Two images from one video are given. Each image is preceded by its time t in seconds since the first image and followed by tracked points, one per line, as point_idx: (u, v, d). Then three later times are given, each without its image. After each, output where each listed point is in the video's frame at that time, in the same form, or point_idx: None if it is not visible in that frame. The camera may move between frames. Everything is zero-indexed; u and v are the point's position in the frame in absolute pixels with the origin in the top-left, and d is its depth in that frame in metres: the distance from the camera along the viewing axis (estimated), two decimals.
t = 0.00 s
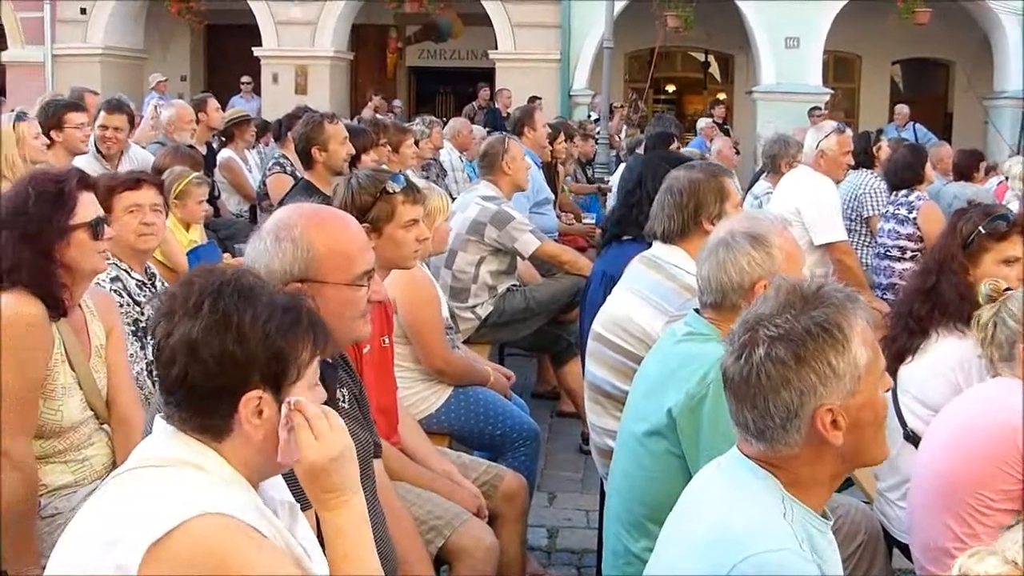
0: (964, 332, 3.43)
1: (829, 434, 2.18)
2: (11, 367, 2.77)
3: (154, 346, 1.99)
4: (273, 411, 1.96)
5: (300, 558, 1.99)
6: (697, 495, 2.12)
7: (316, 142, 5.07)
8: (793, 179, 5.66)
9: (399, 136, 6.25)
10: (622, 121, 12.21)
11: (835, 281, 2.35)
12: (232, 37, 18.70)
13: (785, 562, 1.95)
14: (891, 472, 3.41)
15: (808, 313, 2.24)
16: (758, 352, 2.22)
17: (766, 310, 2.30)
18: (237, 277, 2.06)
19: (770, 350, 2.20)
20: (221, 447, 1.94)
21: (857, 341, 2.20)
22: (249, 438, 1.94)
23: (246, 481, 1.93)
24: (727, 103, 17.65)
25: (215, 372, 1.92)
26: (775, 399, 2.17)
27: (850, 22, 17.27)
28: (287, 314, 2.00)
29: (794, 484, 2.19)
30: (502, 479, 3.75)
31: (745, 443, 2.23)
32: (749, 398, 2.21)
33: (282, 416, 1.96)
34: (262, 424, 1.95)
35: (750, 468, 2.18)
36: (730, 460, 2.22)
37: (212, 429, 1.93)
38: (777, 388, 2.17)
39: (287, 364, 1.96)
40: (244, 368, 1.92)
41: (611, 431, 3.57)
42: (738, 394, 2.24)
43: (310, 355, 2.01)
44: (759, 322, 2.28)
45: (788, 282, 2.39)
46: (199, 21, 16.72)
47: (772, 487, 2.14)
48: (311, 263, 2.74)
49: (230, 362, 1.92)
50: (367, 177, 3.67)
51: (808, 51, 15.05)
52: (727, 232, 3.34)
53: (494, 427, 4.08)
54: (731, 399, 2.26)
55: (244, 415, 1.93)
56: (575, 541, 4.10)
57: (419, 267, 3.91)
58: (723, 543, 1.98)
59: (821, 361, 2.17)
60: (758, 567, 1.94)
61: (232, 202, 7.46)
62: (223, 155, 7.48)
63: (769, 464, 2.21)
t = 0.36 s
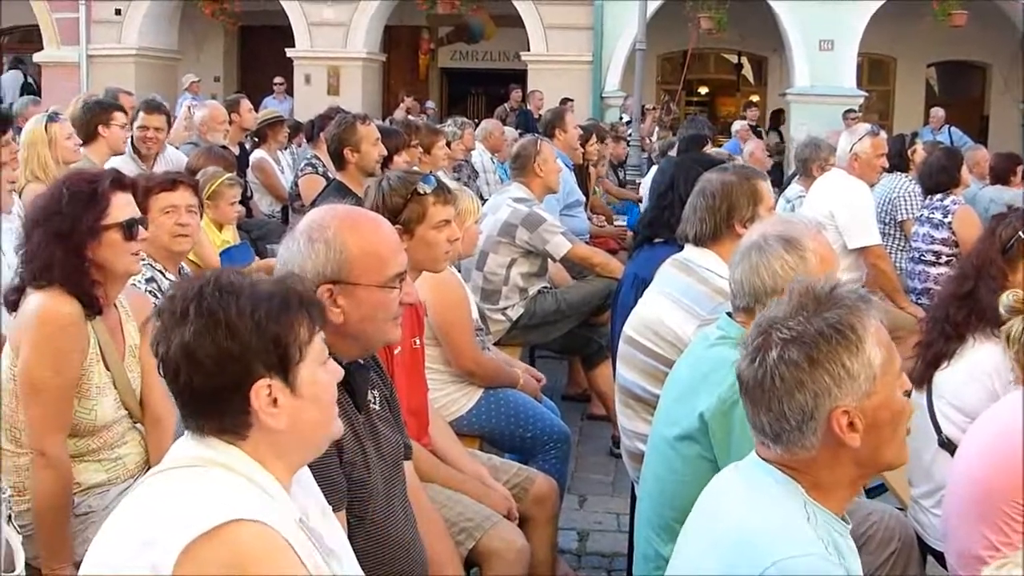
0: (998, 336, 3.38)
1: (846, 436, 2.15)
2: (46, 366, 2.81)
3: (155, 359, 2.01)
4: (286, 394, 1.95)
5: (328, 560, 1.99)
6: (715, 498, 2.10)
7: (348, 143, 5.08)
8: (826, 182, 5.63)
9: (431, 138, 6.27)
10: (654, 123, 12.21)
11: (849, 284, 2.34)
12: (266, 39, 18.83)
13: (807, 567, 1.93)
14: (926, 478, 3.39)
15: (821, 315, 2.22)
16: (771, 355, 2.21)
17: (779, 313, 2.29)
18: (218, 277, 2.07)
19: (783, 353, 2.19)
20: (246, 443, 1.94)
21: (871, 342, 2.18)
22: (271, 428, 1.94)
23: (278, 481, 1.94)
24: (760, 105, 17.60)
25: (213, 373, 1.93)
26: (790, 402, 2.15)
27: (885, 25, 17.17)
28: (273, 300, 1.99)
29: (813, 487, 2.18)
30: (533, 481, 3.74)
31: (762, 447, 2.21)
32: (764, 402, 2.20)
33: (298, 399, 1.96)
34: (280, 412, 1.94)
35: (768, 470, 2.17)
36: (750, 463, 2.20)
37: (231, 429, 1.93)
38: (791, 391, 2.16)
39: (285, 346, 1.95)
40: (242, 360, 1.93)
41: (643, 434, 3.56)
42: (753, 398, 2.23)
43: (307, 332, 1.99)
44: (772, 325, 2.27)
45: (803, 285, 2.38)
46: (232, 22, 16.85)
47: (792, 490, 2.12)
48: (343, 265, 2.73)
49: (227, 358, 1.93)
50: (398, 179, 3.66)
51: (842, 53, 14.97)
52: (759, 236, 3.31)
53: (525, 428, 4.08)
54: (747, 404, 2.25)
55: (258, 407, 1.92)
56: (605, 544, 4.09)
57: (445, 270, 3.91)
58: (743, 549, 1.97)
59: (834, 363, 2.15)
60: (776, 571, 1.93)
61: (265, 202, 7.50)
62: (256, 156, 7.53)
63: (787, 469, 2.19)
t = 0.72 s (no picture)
0: None
1: (882, 448, 2.14)
2: (89, 366, 2.82)
3: (194, 358, 2.02)
4: (325, 392, 1.96)
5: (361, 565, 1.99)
6: (749, 504, 2.09)
7: (383, 147, 5.11)
8: (862, 185, 5.60)
9: (465, 141, 6.28)
10: (688, 126, 12.18)
11: (893, 296, 2.33)
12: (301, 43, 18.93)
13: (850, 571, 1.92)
14: (964, 484, 3.35)
15: (865, 326, 2.21)
16: (812, 362, 2.19)
17: (822, 321, 2.27)
18: (260, 278, 2.08)
19: (824, 361, 2.18)
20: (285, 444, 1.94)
21: (913, 355, 2.16)
22: (310, 427, 1.94)
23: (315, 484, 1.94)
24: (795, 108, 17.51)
25: (255, 369, 1.94)
26: (828, 411, 2.14)
27: (921, 26, 17.05)
28: (314, 299, 2.01)
29: (850, 495, 2.17)
30: (567, 485, 3.74)
31: (798, 453, 2.20)
32: (802, 408, 2.18)
33: (337, 398, 1.97)
34: (320, 410, 1.95)
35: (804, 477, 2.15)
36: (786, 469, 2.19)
37: (271, 427, 1.93)
38: (830, 400, 2.14)
39: (327, 345, 1.97)
40: (284, 356, 1.94)
41: (677, 439, 3.54)
42: (791, 403, 2.21)
43: (346, 332, 2.01)
44: (815, 332, 2.25)
45: (847, 294, 2.36)
46: (266, 26, 16.95)
47: (829, 496, 2.11)
48: (378, 268, 2.74)
49: (270, 355, 1.94)
50: (431, 183, 3.66)
51: (878, 55, 14.86)
52: (795, 240, 3.29)
53: (558, 432, 4.08)
54: (784, 408, 2.23)
55: (298, 404, 1.93)
56: (638, 549, 4.08)
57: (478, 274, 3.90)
58: (782, 555, 1.95)
59: (876, 375, 2.13)
60: None
61: (300, 206, 7.54)
62: (291, 159, 7.58)
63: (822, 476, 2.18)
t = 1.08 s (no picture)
0: None
1: (935, 463, 2.03)
2: (121, 372, 2.85)
3: (225, 358, 2.03)
4: (355, 391, 1.96)
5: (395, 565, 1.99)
6: (787, 513, 2.08)
7: (411, 151, 5.12)
8: (892, 187, 5.57)
9: (493, 145, 6.29)
10: (716, 128, 12.15)
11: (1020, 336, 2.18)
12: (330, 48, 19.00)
13: None
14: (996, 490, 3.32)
15: (978, 341, 2.08)
16: (910, 352, 2.08)
17: (940, 323, 2.16)
18: (291, 279, 2.11)
19: (923, 354, 2.07)
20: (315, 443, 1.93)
21: (1010, 392, 2.04)
22: (339, 425, 1.93)
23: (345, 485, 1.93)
24: (824, 110, 17.43)
25: (287, 367, 1.95)
26: (902, 403, 2.04)
27: (952, 27, 16.93)
28: (345, 299, 2.03)
29: (890, 502, 2.09)
30: (595, 489, 3.74)
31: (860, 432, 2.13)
32: (880, 387, 2.09)
33: (366, 397, 1.96)
34: (349, 408, 1.94)
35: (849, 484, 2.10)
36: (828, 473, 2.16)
37: (301, 426, 1.92)
38: (910, 391, 2.04)
39: (357, 346, 1.98)
40: (314, 355, 1.95)
41: (706, 443, 3.54)
42: (873, 376, 2.12)
43: (376, 334, 2.02)
44: (928, 329, 2.14)
45: (979, 315, 2.23)
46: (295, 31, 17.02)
47: (873, 505, 2.08)
48: (404, 272, 2.75)
49: (301, 352, 1.96)
50: (460, 185, 3.67)
51: (908, 57, 14.77)
52: (826, 242, 3.22)
53: (586, 436, 4.08)
54: (863, 380, 2.14)
55: (328, 401, 1.93)
56: (667, 553, 4.07)
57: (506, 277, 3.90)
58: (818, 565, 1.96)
59: (965, 391, 2.02)
60: None
61: (328, 209, 7.57)
62: (319, 163, 7.61)
63: (869, 467, 2.10)
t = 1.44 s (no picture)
0: None
1: (983, 488, 2.00)
2: (137, 376, 2.85)
3: (237, 358, 2.04)
4: (366, 392, 1.95)
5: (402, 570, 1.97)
6: (805, 525, 2.05)
7: (424, 155, 5.12)
8: (905, 191, 5.56)
9: (505, 149, 6.29)
10: (727, 132, 12.15)
11: None
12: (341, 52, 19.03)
13: None
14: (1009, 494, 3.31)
15: None
16: (1011, 384, 2.08)
17: None
18: (306, 279, 2.12)
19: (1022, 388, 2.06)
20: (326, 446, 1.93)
21: None
22: (348, 425, 1.93)
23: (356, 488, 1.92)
24: (836, 114, 17.41)
25: (298, 363, 1.95)
26: (977, 422, 2.03)
27: (965, 30, 16.89)
28: (359, 301, 2.04)
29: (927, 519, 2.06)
30: (607, 493, 3.73)
31: (927, 440, 2.12)
32: (968, 401, 2.08)
33: (378, 399, 1.96)
34: (360, 409, 1.94)
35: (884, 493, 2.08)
36: (866, 486, 2.11)
37: (311, 427, 1.92)
38: (992, 414, 2.03)
39: (369, 348, 1.98)
40: (326, 353, 1.95)
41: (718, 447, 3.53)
42: (966, 391, 2.12)
43: (388, 337, 2.02)
44: None
45: None
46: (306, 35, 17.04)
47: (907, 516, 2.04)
48: (417, 275, 2.74)
49: (313, 351, 1.96)
50: (474, 187, 3.68)
51: (920, 60, 14.74)
52: (841, 246, 3.20)
53: (598, 440, 4.07)
54: (955, 394, 2.14)
55: (338, 400, 1.93)
56: (678, 557, 4.06)
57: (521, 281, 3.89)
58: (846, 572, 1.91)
59: None
60: None
61: (339, 213, 7.58)
62: (331, 168, 7.62)
63: (919, 479, 2.09)
